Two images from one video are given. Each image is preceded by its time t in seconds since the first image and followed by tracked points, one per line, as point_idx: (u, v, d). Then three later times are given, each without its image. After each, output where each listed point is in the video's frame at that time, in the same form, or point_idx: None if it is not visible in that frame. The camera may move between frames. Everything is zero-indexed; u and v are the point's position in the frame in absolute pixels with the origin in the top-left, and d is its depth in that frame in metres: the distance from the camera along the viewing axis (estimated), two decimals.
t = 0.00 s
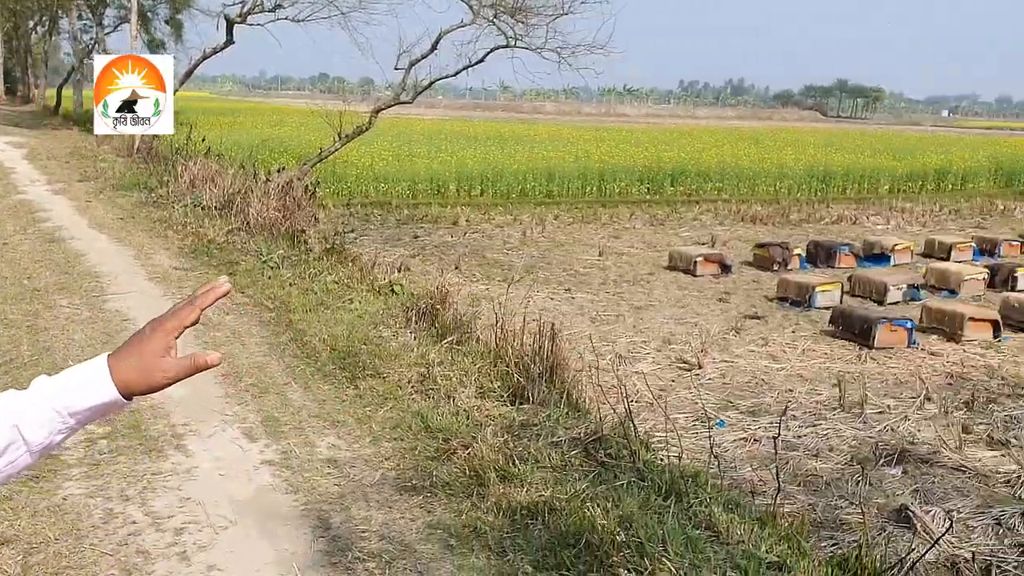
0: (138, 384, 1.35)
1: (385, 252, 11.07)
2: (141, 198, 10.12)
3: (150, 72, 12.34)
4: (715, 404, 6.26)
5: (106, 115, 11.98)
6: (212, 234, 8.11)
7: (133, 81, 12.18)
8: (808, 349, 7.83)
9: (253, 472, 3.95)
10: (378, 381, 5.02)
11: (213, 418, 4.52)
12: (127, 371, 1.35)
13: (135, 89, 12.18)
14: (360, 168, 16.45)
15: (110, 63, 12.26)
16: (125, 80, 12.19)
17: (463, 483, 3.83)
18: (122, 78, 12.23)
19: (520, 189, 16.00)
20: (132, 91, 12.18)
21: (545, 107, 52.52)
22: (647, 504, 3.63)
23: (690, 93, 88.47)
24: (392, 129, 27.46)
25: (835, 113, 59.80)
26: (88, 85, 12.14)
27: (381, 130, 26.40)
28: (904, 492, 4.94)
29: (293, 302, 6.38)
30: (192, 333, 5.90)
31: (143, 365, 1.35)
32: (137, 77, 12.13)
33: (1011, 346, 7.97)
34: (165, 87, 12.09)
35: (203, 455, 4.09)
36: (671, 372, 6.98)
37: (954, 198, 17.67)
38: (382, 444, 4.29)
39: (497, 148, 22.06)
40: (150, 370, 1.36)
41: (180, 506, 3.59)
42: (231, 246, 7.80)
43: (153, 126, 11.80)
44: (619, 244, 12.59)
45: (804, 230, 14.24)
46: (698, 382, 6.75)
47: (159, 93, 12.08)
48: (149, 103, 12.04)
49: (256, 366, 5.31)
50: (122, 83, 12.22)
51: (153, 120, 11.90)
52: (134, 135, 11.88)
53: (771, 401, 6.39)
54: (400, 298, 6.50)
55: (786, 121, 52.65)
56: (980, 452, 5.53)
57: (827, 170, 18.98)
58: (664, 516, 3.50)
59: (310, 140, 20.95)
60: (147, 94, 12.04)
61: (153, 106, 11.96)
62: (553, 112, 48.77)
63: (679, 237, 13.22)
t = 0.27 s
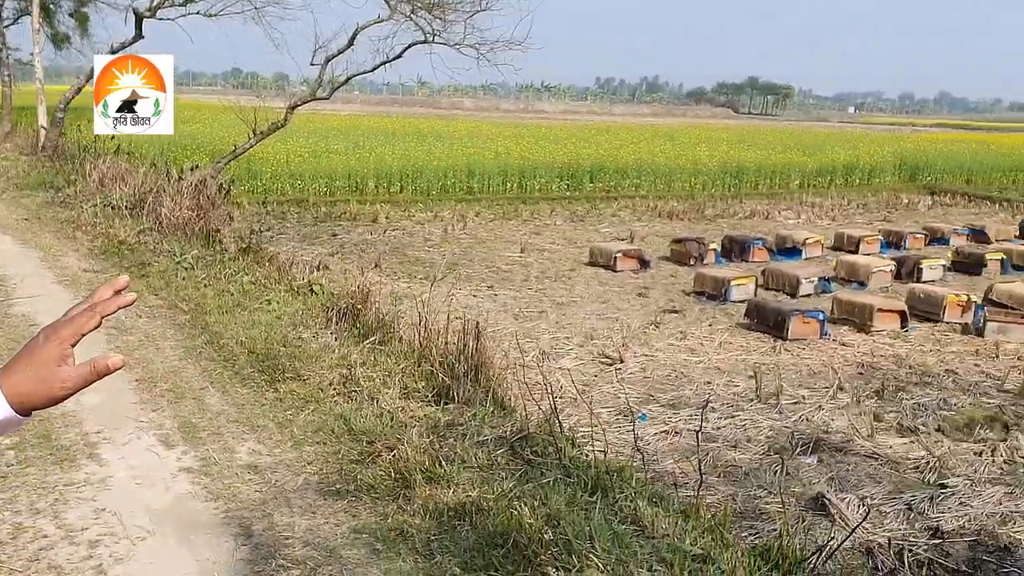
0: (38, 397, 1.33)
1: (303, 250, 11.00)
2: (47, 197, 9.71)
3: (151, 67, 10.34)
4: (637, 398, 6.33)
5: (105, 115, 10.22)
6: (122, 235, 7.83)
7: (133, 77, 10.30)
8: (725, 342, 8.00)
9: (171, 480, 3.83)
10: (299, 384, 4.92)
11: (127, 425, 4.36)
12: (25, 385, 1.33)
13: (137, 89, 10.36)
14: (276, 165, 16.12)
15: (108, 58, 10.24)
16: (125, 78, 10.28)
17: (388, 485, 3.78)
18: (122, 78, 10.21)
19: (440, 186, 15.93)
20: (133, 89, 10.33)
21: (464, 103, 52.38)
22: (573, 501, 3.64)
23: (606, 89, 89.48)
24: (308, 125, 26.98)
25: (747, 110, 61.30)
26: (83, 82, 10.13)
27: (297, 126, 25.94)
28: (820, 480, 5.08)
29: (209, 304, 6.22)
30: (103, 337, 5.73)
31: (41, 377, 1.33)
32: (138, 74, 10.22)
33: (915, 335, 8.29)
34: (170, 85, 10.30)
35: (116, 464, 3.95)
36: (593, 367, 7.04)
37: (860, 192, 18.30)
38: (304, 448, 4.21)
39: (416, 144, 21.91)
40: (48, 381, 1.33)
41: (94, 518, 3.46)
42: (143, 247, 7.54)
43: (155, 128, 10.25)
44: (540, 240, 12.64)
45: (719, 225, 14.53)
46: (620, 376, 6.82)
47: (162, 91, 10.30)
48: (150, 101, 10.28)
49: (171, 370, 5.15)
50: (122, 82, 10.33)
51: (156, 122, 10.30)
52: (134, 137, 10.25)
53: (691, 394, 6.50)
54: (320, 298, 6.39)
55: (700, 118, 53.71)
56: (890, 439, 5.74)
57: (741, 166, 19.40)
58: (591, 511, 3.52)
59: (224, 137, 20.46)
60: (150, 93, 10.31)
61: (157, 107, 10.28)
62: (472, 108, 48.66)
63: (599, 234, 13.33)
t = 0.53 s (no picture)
0: None
1: (233, 249, 10.79)
2: None
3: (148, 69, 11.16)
4: (575, 394, 6.35)
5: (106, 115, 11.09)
6: (45, 235, 7.57)
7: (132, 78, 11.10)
8: (660, 336, 8.08)
9: (101, 490, 3.70)
10: (233, 388, 4.80)
11: (53, 433, 4.21)
12: None
13: (137, 89, 11.22)
14: (205, 162, 15.78)
15: (109, 59, 10.96)
16: (125, 79, 11.12)
17: (327, 490, 3.72)
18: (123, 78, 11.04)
19: (373, 183, 15.78)
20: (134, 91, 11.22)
21: (396, 98, 52.03)
22: (516, 501, 3.62)
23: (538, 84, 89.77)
24: (236, 121, 26.47)
25: (677, 106, 62.21)
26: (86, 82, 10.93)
27: (226, 122, 25.42)
28: (756, 472, 5.16)
29: (137, 306, 6.04)
30: (25, 342, 5.52)
31: None
32: (138, 75, 11.04)
33: (843, 327, 8.51)
34: (169, 86, 11.15)
35: (43, 474, 3.80)
36: (531, 363, 7.05)
37: (788, 187, 18.70)
38: (240, 453, 4.11)
39: (349, 140, 21.65)
40: None
41: (19, 532, 3.32)
42: (66, 248, 7.30)
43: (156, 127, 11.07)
44: (475, 237, 12.61)
45: (652, 220, 14.70)
46: (558, 372, 6.84)
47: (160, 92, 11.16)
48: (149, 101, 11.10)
49: (99, 376, 4.98)
50: (122, 82, 11.15)
51: (156, 121, 11.17)
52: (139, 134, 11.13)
53: (629, 389, 6.55)
54: (253, 298, 6.27)
55: (631, 114, 54.31)
56: (822, 430, 5.86)
57: (672, 161, 19.66)
58: (533, 511, 3.51)
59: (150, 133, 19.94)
60: (149, 93, 11.18)
61: (156, 107, 11.16)
62: (404, 103, 48.36)
63: (534, 230, 13.37)
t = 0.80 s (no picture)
0: None
1: (175, 248, 10.56)
2: None
3: (149, 67, 10.57)
4: (527, 391, 6.35)
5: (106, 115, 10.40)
6: None
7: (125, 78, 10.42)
8: (609, 332, 8.12)
9: (42, 497, 3.58)
10: (178, 391, 4.70)
11: None
12: None
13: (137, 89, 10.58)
14: (145, 159, 15.42)
15: (108, 59, 10.31)
16: (125, 78, 10.47)
17: (278, 494, 3.65)
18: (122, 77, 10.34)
19: (318, 179, 15.60)
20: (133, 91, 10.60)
21: (340, 93, 51.53)
22: (470, 501, 3.60)
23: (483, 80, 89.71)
24: (176, 117, 25.89)
25: (621, 102, 62.73)
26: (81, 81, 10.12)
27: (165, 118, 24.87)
28: (706, 465, 5.22)
29: (77, 307, 5.87)
30: None
31: None
32: (139, 75, 10.43)
33: (787, 320, 8.65)
34: (170, 86, 10.61)
35: None
36: (482, 361, 7.03)
37: (732, 183, 18.98)
38: (186, 457, 4.01)
39: (292, 136, 21.37)
40: None
41: None
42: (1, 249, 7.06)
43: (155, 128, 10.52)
44: (423, 234, 12.54)
45: (599, 216, 14.79)
46: (508, 369, 6.83)
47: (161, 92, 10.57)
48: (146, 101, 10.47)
49: (37, 379, 4.83)
50: (122, 82, 10.49)
51: (156, 123, 10.58)
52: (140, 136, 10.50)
53: (579, 384, 6.57)
54: (197, 298, 6.14)
55: (576, 110, 54.63)
56: (769, 423, 5.95)
57: (619, 157, 19.78)
58: (488, 510, 3.49)
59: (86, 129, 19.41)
60: (150, 94, 10.60)
61: (158, 108, 10.59)
62: (349, 99, 47.93)
63: (482, 226, 13.34)
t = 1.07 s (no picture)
0: None
1: (122, 249, 10.33)
2: None
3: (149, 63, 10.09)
4: (484, 389, 6.34)
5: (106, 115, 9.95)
6: None
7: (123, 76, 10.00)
8: (564, 329, 8.15)
9: None
10: (128, 394, 4.60)
11: None
12: None
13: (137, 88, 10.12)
14: (91, 157, 15.07)
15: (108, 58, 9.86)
16: (125, 78, 10.02)
17: (232, 498, 3.59)
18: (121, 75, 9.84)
19: (269, 178, 15.40)
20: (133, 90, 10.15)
21: (291, 91, 50.86)
22: (428, 502, 3.58)
23: (434, 77, 89.28)
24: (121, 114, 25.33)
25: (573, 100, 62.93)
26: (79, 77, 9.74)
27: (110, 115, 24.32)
28: (662, 461, 5.26)
29: (21, 310, 5.71)
30: None
31: None
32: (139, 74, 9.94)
33: (740, 316, 8.76)
34: (171, 86, 10.14)
35: None
36: (438, 360, 6.99)
37: (684, 180, 19.15)
38: (138, 462, 3.93)
39: (242, 134, 21.05)
40: None
41: None
42: None
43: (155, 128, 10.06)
44: (377, 232, 12.45)
45: (553, 214, 14.82)
46: (465, 368, 6.81)
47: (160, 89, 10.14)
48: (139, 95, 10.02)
49: None
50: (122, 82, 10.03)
51: (156, 123, 10.14)
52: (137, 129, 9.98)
53: (536, 382, 6.57)
54: (146, 300, 6.02)
55: (528, 108, 54.66)
56: (723, 418, 6.01)
57: (572, 155, 19.83)
58: (446, 511, 3.48)
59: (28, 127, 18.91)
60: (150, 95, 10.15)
61: (158, 108, 10.11)
62: (299, 96, 47.37)
63: (436, 225, 13.28)
